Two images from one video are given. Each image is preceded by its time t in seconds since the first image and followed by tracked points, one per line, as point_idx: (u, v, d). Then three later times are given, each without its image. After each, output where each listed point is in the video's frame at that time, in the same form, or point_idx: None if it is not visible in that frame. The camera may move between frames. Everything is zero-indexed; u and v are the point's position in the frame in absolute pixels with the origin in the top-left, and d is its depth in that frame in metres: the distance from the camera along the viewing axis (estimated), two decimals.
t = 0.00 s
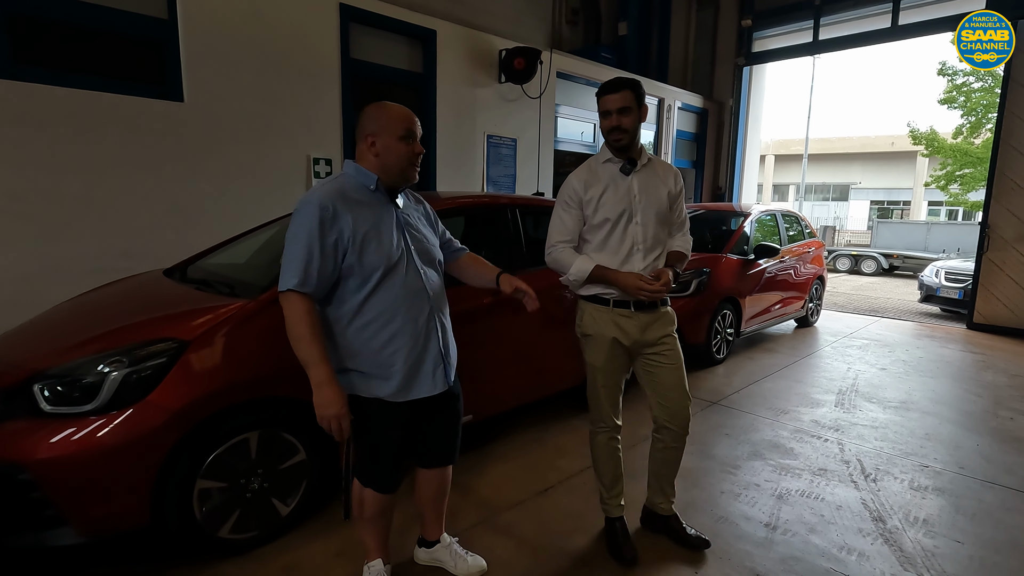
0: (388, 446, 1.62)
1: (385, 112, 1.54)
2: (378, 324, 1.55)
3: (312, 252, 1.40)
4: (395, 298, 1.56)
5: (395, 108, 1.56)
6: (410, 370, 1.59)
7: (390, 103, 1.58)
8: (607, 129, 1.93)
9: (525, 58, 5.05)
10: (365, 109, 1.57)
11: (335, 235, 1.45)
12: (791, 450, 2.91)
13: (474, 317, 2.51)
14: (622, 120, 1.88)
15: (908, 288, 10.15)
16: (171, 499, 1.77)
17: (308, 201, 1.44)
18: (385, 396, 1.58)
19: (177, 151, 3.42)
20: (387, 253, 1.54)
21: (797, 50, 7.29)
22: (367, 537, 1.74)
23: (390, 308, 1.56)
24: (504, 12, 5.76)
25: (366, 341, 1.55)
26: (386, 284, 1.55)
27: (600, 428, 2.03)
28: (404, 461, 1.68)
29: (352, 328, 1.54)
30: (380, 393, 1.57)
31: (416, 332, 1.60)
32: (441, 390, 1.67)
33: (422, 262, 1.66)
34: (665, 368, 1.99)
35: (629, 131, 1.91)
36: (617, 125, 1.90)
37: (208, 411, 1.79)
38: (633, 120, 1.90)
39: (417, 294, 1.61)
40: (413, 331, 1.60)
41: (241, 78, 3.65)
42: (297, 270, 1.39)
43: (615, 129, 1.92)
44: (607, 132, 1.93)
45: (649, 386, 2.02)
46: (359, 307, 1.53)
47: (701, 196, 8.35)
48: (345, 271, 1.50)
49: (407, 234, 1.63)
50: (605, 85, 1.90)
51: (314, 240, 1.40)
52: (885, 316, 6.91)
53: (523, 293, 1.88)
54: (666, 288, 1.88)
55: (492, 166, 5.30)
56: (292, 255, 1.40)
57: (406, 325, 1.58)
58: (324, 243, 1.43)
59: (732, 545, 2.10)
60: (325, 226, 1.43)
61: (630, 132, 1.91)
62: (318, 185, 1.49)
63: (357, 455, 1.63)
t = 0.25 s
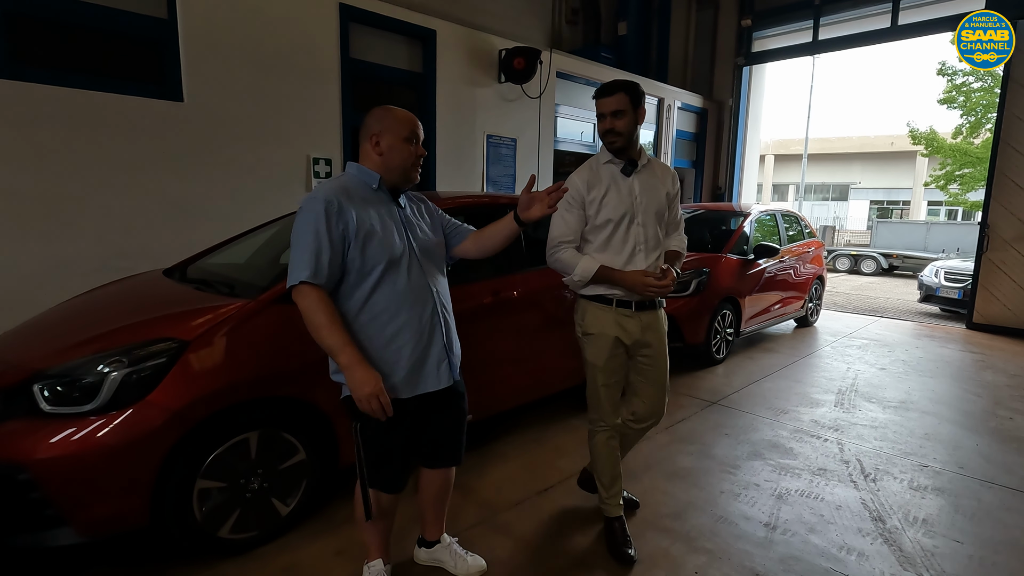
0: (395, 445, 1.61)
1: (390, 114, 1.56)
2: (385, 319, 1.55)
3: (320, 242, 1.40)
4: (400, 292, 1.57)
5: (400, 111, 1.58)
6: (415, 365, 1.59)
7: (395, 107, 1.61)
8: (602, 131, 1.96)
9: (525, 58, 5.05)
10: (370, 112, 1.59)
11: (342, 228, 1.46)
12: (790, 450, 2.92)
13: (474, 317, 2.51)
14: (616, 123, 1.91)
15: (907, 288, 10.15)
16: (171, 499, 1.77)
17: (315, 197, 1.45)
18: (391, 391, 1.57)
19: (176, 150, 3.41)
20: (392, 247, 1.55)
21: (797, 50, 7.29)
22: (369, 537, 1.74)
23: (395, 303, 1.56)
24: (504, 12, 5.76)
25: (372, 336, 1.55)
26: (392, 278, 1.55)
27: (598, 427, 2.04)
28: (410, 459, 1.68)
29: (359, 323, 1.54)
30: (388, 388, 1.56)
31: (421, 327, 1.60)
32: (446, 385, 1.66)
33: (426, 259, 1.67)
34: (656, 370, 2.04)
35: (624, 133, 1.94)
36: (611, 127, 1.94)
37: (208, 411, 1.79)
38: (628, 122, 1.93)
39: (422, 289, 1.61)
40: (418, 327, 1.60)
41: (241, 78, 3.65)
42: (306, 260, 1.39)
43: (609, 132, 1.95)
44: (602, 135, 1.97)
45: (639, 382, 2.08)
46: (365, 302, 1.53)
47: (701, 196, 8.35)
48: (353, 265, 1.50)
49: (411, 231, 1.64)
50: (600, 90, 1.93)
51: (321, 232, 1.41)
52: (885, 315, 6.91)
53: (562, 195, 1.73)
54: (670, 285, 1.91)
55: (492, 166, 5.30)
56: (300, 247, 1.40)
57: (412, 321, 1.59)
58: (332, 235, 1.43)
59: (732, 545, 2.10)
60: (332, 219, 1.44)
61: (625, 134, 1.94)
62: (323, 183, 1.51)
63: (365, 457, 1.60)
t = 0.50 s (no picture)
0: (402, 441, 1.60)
1: (397, 114, 1.57)
2: (392, 315, 1.55)
3: (330, 238, 1.40)
4: (407, 289, 1.56)
5: (406, 112, 1.59)
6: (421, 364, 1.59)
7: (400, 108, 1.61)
8: (622, 132, 1.95)
9: (525, 58, 5.05)
10: (377, 112, 1.59)
11: (351, 225, 1.46)
12: (790, 450, 2.92)
13: (474, 317, 2.51)
14: (638, 125, 1.93)
15: (907, 288, 10.15)
16: (170, 499, 1.77)
17: (323, 196, 1.46)
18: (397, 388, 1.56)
19: (177, 150, 3.41)
20: (400, 244, 1.55)
21: (797, 50, 7.29)
22: (370, 537, 1.74)
23: (403, 300, 1.55)
24: (504, 12, 5.76)
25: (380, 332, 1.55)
26: (400, 276, 1.55)
27: (596, 425, 2.04)
28: (415, 459, 1.66)
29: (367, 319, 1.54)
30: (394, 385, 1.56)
31: (427, 324, 1.60)
32: (452, 382, 1.66)
33: (434, 257, 1.67)
34: (642, 367, 2.11)
35: (641, 135, 1.97)
36: (631, 129, 1.94)
37: (208, 411, 1.79)
38: (642, 124, 1.95)
39: (429, 286, 1.61)
40: (425, 326, 1.60)
41: (241, 78, 3.65)
42: (316, 255, 1.39)
43: (628, 133, 1.96)
44: (620, 134, 1.96)
45: (627, 379, 2.12)
46: (373, 300, 1.53)
47: (701, 196, 8.35)
48: (361, 263, 1.50)
49: (418, 229, 1.64)
50: (615, 91, 1.94)
51: (330, 228, 1.41)
52: (885, 315, 6.91)
53: (565, 195, 1.68)
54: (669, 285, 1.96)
55: (492, 166, 5.30)
56: (310, 243, 1.40)
57: (418, 320, 1.58)
58: (342, 232, 1.43)
59: (731, 545, 2.10)
60: (340, 216, 1.44)
61: (642, 136, 1.97)
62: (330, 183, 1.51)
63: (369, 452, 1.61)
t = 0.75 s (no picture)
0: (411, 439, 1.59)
1: (407, 113, 1.57)
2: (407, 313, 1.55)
3: (355, 230, 1.38)
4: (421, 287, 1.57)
5: (415, 112, 1.59)
6: (434, 362, 1.60)
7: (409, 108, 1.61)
8: (635, 134, 2.00)
9: (525, 58, 5.05)
10: (385, 111, 1.58)
11: (369, 221, 1.45)
12: (790, 450, 2.92)
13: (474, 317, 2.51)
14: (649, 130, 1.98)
15: (906, 288, 10.15)
16: (170, 500, 1.77)
17: (338, 195, 1.44)
18: (410, 386, 1.56)
19: (176, 150, 3.41)
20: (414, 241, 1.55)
21: (796, 50, 7.29)
22: (371, 535, 1.75)
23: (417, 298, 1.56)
24: (504, 12, 5.76)
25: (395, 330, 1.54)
26: (413, 274, 1.56)
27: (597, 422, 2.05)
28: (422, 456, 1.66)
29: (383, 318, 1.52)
30: (408, 384, 1.56)
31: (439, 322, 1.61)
32: (464, 379, 1.67)
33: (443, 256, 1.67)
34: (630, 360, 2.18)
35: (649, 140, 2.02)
36: (644, 133, 1.99)
37: (208, 411, 1.79)
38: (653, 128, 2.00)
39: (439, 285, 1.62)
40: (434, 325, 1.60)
41: (241, 77, 3.65)
42: (342, 248, 1.36)
43: (640, 136, 2.00)
44: (633, 137, 2.00)
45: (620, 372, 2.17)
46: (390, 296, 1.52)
47: (701, 196, 8.35)
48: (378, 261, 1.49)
49: (427, 229, 1.64)
50: (631, 93, 1.97)
51: (353, 222, 1.40)
52: (885, 316, 6.90)
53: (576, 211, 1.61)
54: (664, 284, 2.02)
55: (492, 166, 5.29)
56: (333, 238, 1.37)
57: (429, 318, 1.59)
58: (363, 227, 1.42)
59: (732, 544, 2.10)
60: (360, 211, 1.43)
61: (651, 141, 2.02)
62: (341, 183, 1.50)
63: (377, 450, 1.61)
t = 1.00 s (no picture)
0: (419, 436, 1.59)
1: (412, 113, 1.55)
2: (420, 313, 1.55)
3: (375, 230, 1.39)
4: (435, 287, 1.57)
5: (420, 111, 1.58)
6: (446, 362, 1.61)
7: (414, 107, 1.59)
8: (638, 137, 2.03)
9: (524, 58, 5.05)
10: (389, 109, 1.57)
11: (386, 220, 1.46)
12: (790, 450, 2.92)
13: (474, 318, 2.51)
14: (646, 133, 2.02)
15: (906, 288, 10.16)
16: (170, 501, 1.76)
17: (351, 196, 1.44)
18: (422, 387, 1.56)
19: (176, 150, 3.41)
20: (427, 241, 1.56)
21: (796, 50, 7.29)
22: (373, 535, 1.74)
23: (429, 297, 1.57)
24: (503, 12, 5.76)
25: (407, 331, 1.54)
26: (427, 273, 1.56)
27: (596, 421, 2.06)
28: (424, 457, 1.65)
29: (396, 318, 1.52)
30: (420, 385, 1.56)
31: (448, 323, 1.62)
32: (473, 379, 1.69)
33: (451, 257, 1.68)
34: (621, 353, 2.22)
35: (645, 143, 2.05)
36: (644, 137, 2.03)
37: (207, 412, 1.79)
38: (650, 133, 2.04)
39: (449, 286, 1.64)
40: (445, 326, 1.61)
41: (240, 77, 3.64)
42: (365, 244, 1.36)
43: (640, 140, 2.04)
44: (637, 140, 2.04)
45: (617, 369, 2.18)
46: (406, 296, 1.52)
47: (700, 196, 8.34)
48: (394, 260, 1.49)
49: (435, 230, 1.65)
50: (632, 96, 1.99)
51: (372, 222, 1.40)
52: (885, 316, 6.91)
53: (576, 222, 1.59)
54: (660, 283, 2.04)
55: (492, 166, 5.29)
56: (354, 235, 1.37)
57: (440, 319, 1.60)
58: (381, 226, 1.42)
59: (732, 545, 2.10)
60: (377, 210, 1.44)
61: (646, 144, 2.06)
62: (350, 184, 1.50)
63: (389, 454, 1.57)
